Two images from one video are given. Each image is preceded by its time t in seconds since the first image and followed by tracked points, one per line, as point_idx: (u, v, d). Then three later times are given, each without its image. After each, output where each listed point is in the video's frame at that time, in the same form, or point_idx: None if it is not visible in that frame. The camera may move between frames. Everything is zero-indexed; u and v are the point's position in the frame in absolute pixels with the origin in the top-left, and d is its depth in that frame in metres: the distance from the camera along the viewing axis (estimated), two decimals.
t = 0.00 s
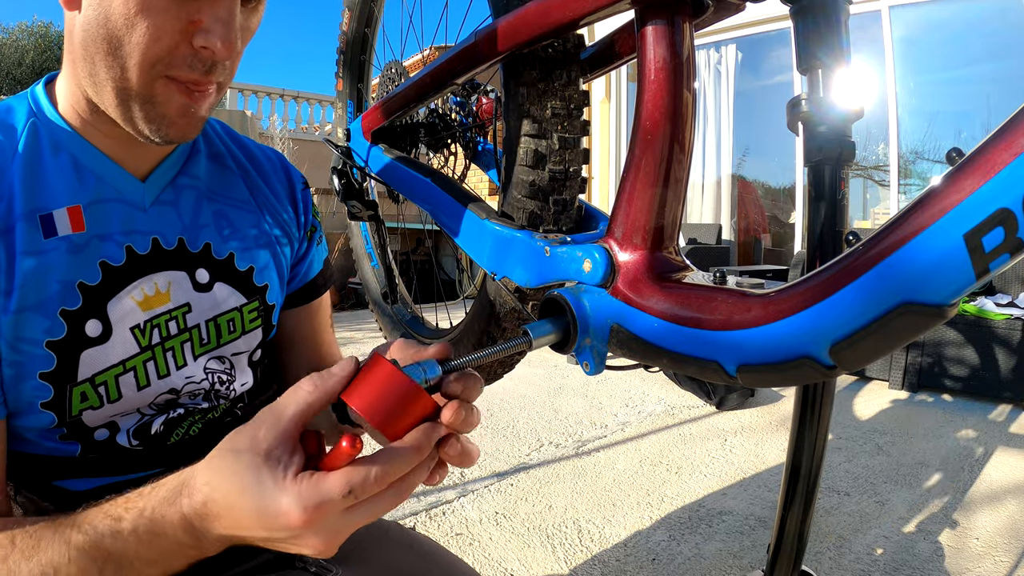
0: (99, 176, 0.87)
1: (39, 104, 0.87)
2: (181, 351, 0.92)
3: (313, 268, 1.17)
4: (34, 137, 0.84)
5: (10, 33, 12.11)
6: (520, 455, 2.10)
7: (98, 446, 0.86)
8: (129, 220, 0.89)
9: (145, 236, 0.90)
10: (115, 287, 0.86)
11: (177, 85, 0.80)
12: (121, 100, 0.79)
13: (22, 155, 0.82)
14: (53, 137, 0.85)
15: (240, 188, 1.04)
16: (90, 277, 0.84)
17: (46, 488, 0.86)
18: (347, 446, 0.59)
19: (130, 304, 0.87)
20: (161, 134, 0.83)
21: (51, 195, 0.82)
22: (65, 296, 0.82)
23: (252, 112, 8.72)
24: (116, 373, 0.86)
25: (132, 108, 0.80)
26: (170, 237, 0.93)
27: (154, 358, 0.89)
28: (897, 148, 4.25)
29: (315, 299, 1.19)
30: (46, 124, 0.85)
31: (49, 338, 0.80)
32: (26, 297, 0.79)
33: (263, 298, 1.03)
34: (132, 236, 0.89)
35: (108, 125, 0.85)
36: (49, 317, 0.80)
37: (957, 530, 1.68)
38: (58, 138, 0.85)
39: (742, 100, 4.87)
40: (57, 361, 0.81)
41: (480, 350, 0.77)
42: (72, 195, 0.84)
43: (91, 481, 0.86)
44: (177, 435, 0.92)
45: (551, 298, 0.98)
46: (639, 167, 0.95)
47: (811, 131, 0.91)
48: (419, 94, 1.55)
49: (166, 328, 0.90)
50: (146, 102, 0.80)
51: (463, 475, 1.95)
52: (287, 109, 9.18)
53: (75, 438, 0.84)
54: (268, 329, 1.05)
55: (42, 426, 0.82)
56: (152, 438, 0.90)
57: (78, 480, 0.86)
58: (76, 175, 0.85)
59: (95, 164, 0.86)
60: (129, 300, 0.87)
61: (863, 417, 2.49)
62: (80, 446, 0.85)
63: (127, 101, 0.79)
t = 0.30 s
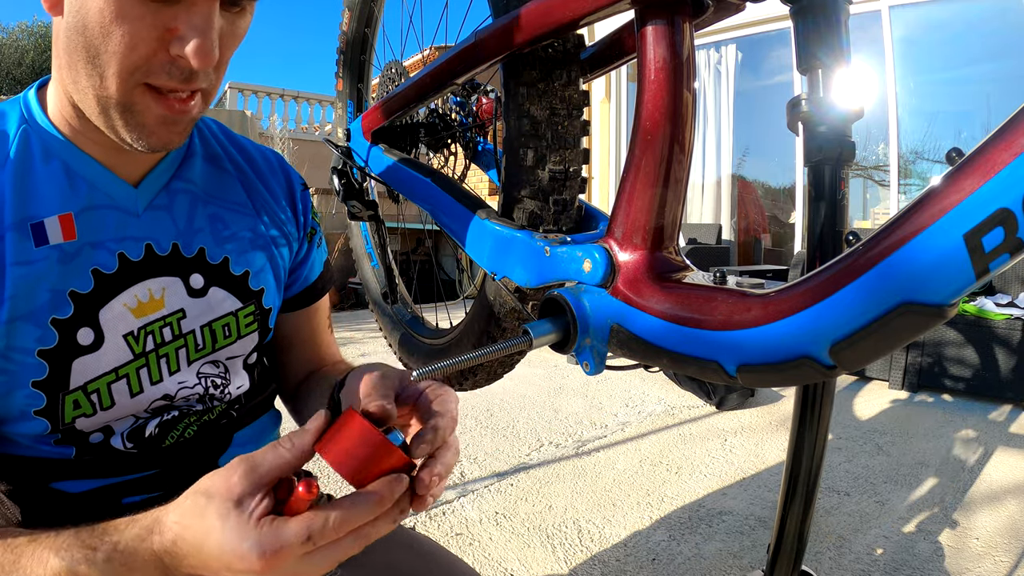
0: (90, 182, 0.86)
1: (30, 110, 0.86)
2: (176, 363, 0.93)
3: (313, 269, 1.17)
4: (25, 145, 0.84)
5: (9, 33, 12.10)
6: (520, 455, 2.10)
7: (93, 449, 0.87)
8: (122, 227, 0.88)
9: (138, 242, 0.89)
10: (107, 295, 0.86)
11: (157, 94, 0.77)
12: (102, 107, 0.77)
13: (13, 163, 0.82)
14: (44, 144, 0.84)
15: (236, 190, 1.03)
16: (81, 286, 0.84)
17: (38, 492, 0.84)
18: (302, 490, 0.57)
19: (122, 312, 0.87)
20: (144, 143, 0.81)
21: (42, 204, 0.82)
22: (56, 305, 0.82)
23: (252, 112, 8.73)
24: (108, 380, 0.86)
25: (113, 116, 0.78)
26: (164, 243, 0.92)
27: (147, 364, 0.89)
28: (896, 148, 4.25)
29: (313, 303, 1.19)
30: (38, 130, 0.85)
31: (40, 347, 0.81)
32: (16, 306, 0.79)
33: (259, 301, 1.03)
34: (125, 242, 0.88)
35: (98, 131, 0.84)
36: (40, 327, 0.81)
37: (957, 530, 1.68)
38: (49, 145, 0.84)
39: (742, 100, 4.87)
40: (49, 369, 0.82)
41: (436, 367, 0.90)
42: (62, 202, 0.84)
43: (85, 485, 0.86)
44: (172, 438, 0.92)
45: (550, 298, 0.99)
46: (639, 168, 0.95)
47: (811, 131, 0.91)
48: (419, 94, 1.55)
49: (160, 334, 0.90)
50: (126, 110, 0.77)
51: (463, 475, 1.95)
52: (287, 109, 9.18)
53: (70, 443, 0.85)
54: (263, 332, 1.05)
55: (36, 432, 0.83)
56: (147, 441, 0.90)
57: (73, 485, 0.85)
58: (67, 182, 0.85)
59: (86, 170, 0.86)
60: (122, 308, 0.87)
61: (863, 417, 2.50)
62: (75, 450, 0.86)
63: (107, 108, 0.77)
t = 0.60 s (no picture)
0: (84, 182, 0.86)
1: (22, 112, 0.86)
2: (173, 360, 0.92)
3: (314, 267, 1.16)
4: (17, 147, 0.83)
5: (9, 33, 12.09)
6: (520, 455, 2.10)
7: (92, 447, 0.86)
8: (116, 226, 0.88)
9: (132, 240, 0.89)
10: (102, 294, 0.86)
11: (134, 90, 0.74)
12: (85, 107, 0.76)
13: (6, 165, 0.82)
14: (36, 145, 0.84)
15: (233, 188, 1.03)
16: (76, 285, 0.84)
17: (38, 492, 0.85)
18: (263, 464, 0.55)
19: (118, 311, 0.87)
20: (127, 141, 0.79)
21: (35, 204, 0.82)
22: (51, 304, 0.82)
23: (251, 112, 8.73)
24: (104, 380, 0.86)
25: (94, 114, 0.76)
26: (159, 241, 0.92)
27: (143, 363, 0.89)
28: (896, 148, 4.24)
29: (315, 297, 1.19)
30: (29, 132, 0.85)
31: (35, 347, 0.81)
32: (9, 307, 0.79)
33: (256, 298, 1.02)
34: (120, 241, 0.88)
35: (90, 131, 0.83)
36: (33, 327, 0.81)
37: (957, 530, 1.68)
38: (41, 146, 0.84)
39: (742, 100, 4.87)
40: (45, 369, 0.81)
41: (435, 367, 0.90)
42: (55, 203, 0.84)
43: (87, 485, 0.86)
44: (172, 436, 0.92)
45: (550, 298, 0.99)
46: (639, 168, 0.95)
47: (811, 131, 0.91)
48: (419, 94, 1.55)
49: (156, 332, 0.90)
50: (107, 108, 0.75)
51: (463, 475, 1.95)
52: (287, 109, 9.18)
53: (68, 442, 0.85)
54: (262, 330, 1.05)
55: (33, 433, 0.82)
56: (146, 439, 0.89)
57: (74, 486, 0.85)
58: (60, 182, 0.85)
59: (79, 170, 0.86)
60: (117, 306, 0.87)
61: (863, 417, 2.49)
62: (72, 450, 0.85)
63: (90, 107, 0.75)
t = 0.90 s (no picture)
0: (80, 177, 0.85)
1: (15, 111, 0.85)
2: (173, 357, 0.92)
3: (313, 262, 1.17)
4: (10, 145, 0.82)
5: (9, 33, 12.08)
6: (520, 455, 2.10)
7: (92, 444, 0.86)
8: (114, 222, 0.88)
9: (130, 235, 0.89)
10: (99, 290, 0.85)
11: (130, 90, 0.74)
12: (80, 108, 0.75)
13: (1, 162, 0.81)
14: (30, 142, 0.83)
15: (231, 182, 1.02)
16: (73, 281, 0.83)
17: (39, 494, 0.84)
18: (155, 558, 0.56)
19: (115, 305, 0.86)
20: (123, 140, 0.79)
21: (31, 200, 0.82)
22: (47, 301, 0.82)
23: (251, 112, 8.73)
24: (102, 375, 0.85)
25: (91, 114, 0.76)
26: (157, 236, 0.92)
27: (142, 358, 0.89)
28: (896, 148, 4.24)
29: (315, 294, 1.20)
30: (23, 130, 0.84)
31: (32, 344, 0.81)
32: (4, 306, 0.79)
33: (257, 292, 1.02)
34: (118, 236, 0.88)
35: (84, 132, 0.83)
36: (30, 324, 0.80)
37: (957, 530, 1.68)
38: (36, 144, 0.83)
39: (742, 100, 4.87)
40: (41, 366, 0.81)
41: (437, 367, 0.88)
42: (51, 199, 0.83)
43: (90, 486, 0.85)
44: (173, 433, 0.92)
45: (550, 298, 0.99)
46: (639, 167, 0.95)
47: (811, 131, 0.91)
48: (419, 94, 1.55)
49: (155, 327, 0.90)
50: (103, 109, 0.75)
51: (463, 475, 1.95)
52: (287, 109, 9.17)
53: (67, 439, 0.84)
54: (262, 324, 1.05)
55: (31, 431, 0.82)
56: (148, 436, 0.89)
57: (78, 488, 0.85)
58: (56, 179, 0.84)
59: (75, 167, 0.85)
60: (114, 301, 0.87)
61: (863, 417, 2.50)
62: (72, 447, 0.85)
63: (85, 108, 0.75)
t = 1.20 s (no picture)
0: (90, 174, 0.85)
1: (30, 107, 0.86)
2: (171, 352, 0.91)
3: (314, 266, 1.15)
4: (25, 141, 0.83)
5: (9, 33, 12.08)
6: (520, 455, 2.10)
7: (93, 437, 0.85)
8: (120, 219, 0.87)
9: (136, 233, 0.88)
10: (105, 285, 0.84)
11: (150, 63, 0.73)
12: (97, 81, 0.73)
13: (13, 155, 0.82)
14: (42, 138, 0.83)
15: (235, 185, 1.01)
16: (79, 275, 0.82)
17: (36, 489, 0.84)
18: None
19: (119, 301, 0.85)
20: (136, 116, 0.75)
21: (40, 194, 0.81)
22: (54, 294, 0.81)
23: (252, 112, 8.74)
24: (105, 370, 0.84)
25: (107, 89, 0.73)
26: (163, 234, 0.91)
27: (145, 354, 0.88)
28: (896, 148, 4.24)
29: (316, 301, 1.18)
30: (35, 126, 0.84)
31: (38, 336, 0.80)
32: (12, 297, 0.78)
33: (259, 295, 1.00)
34: (124, 233, 0.87)
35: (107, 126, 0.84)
36: (36, 316, 0.80)
37: (957, 530, 1.68)
38: (49, 140, 0.83)
39: (742, 100, 4.87)
40: (47, 360, 0.81)
41: (436, 367, 0.88)
42: (60, 193, 0.82)
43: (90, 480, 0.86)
44: (171, 425, 0.91)
45: (550, 298, 0.99)
46: (639, 168, 0.96)
47: (811, 131, 0.91)
48: (419, 94, 1.55)
49: (158, 324, 0.88)
50: (119, 80, 0.73)
51: (463, 475, 1.95)
52: (287, 109, 9.18)
53: (68, 432, 0.84)
54: (263, 327, 1.02)
55: (34, 423, 0.82)
56: (147, 427, 0.89)
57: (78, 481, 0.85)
58: (66, 174, 0.84)
59: (86, 163, 0.85)
60: (119, 297, 0.85)
61: (863, 417, 2.50)
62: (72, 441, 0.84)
63: (102, 80, 0.73)
